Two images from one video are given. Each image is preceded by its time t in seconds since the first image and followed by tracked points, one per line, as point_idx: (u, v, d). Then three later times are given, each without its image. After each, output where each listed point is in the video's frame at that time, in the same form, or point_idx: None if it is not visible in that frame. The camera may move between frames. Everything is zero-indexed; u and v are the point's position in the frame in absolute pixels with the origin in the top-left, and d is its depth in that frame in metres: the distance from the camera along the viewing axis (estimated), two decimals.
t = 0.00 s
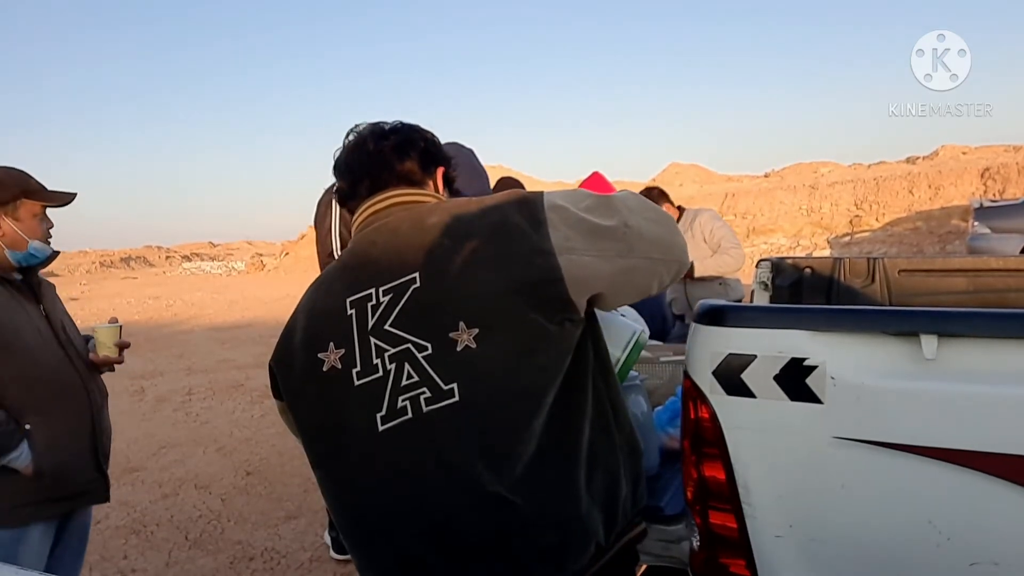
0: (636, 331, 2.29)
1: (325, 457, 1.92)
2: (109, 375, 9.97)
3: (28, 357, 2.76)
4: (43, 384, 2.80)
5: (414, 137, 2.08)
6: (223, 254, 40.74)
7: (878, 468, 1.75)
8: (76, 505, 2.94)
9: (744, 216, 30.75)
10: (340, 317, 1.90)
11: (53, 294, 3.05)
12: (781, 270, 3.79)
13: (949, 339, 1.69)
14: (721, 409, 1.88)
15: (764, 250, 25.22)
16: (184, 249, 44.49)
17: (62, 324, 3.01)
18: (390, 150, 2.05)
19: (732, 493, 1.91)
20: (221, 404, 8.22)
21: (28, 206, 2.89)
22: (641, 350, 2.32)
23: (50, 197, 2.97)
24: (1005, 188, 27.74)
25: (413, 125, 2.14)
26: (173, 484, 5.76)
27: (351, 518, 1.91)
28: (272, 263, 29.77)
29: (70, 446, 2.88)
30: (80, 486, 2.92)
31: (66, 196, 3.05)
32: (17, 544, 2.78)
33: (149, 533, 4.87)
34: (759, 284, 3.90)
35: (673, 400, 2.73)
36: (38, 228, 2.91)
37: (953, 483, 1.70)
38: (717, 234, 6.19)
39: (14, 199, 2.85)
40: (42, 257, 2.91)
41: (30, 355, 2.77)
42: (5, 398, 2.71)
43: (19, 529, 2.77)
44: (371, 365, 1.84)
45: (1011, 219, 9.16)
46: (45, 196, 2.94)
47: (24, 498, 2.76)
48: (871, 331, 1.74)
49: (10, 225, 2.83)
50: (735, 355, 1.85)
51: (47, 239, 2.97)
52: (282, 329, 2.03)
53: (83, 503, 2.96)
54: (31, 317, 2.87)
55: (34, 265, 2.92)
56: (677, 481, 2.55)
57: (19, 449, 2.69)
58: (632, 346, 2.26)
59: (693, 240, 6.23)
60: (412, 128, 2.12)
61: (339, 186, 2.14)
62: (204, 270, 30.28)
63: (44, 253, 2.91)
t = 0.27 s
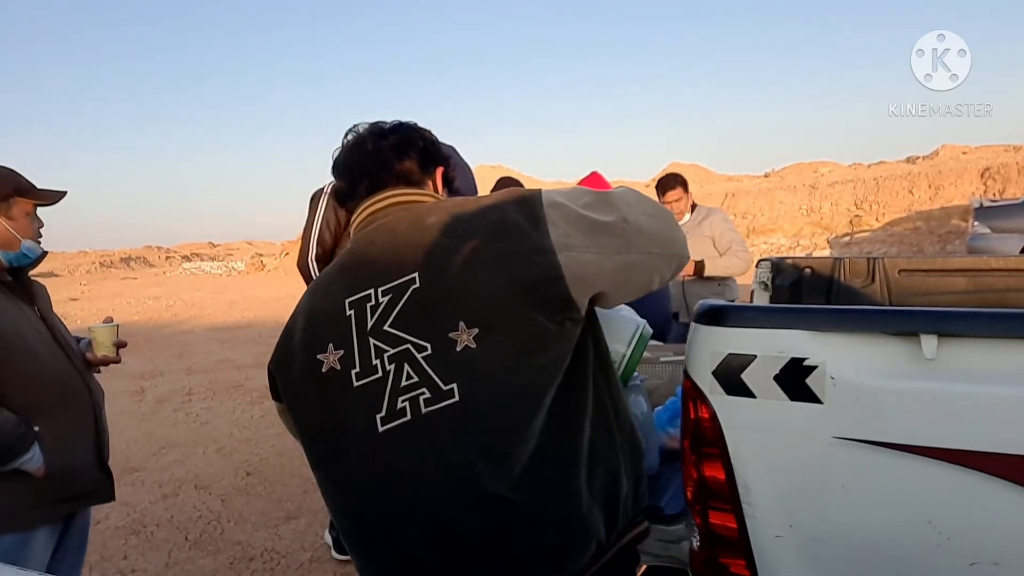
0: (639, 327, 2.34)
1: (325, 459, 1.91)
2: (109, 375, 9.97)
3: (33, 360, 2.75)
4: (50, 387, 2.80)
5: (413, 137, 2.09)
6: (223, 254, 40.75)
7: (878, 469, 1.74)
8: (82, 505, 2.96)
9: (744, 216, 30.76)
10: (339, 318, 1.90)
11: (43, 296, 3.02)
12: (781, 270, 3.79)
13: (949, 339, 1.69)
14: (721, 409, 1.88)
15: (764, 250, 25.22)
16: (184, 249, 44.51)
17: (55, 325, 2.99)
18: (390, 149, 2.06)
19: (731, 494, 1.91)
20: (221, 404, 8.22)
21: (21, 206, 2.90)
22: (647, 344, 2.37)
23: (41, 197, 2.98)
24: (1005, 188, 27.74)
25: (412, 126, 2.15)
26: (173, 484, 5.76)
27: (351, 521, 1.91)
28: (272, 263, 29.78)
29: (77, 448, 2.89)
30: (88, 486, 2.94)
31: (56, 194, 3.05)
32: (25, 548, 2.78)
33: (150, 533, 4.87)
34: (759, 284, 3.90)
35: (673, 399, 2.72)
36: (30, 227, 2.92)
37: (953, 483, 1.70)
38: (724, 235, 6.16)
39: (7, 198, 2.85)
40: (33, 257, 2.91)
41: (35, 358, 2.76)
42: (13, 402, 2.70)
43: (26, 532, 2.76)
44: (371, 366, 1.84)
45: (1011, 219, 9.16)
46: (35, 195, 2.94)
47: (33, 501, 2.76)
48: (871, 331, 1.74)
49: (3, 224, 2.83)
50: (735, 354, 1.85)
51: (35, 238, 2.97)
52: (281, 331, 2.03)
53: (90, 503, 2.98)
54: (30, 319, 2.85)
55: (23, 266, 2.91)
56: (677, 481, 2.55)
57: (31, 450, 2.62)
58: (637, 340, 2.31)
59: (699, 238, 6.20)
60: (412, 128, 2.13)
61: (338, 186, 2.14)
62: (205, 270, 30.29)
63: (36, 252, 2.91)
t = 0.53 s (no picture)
0: (640, 321, 2.38)
1: (324, 463, 1.91)
2: (109, 376, 9.97)
3: (30, 362, 2.76)
4: (48, 388, 2.80)
5: (411, 137, 2.10)
6: (223, 254, 40.76)
7: (878, 469, 1.74)
8: (81, 507, 2.96)
9: (744, 216, 30.76)
10: (338, 320, 1.90)
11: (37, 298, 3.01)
12: (781, 270, 3.79)
13: (949, 339, 1.69)
14: (721, 410, 1.88)
15: (764, 250, 25.22)
16: (184, 249, 44.51)
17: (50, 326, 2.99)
18: (387, 150, 2.06)
19: (731, 494, 1.91)
20: (221, 404, 8.22)
21: (16, 206, 2.90)
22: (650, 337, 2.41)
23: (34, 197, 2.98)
24: (1005, 188, 27.74)
25: (410, 126, 2.15)
26: (173, 485, 5.76)
27: (351, 523, 1.90)
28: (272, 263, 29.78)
29: (77, 449, 2.89)
30: (88, 487, 2.94)
31: (51, 195, 3.05)
32: (24, 551, 2.78)
33: (149, 533, 4.87)
34: (760, 284, 3.90)
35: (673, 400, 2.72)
36: (24, 227, 2.91)
37: (953, 484, 1.70)
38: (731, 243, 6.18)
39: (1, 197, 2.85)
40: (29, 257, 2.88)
41: (33, 360, 2.76)
42: (11, 405, 2.71)
43: (25, 535, 2.76)
44: (370, 368, 1.84)
45: (1011, 219, 9.16)
46: (29, 194, 2.94)
47: (34, 503, 2.76)
48: (871, 331, 1.74)
49: None
50: (734, 355, 1.85)
51: (29, 238, 2.95)
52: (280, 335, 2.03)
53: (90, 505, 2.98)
54: (27, 321, 2.85)
55: (19, 266, 2.88)
56: (677, 481, 2.54)
57: (33, 454, 2.62)
58: (638, 335, 2.35)
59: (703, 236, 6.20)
60: (410, 128, 2.13)
61: (336, 187, 2.14)
62: (205, 270, 30.30)
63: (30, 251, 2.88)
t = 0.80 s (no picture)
0: (642, 318, 2.39)
1: (324, 464, 1.91)
2: (109, 376, 9.97)
3: (28, 362, 2.76)
4: (45, 388, 2.81)
5: (409, 138, 2.10)
6: (223, 254, 40.74)
7: (878, 468, 1.74)
8: (79, 507, 2.97)
9: (744, 216, 30.75)
10: (337, 319, 1.90)
11: (34, 298, 3.01)
12: (781, 270, 3.80)
13: (949, 339, 1.69)
14: (721, 409, 1.88)
15: (764, 250, 25.22)
16: (184, 249, 44.50)
17: (48, 327, 2.99)
18: (385, 151, 2.06)
19: (732, 494, 1.91)
20: (221, 404, 8.22)
21: (14, 205, 2.90)
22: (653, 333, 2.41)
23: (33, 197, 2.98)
24: (1005, 188, 27.74)
25: (407, 127, 2.16)
26: (173, 484, 5.75)
27: (350, 524, 1.91)
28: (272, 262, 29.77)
29: (74, 450, 2.90)
30: (84, 488, 2.95)
31: (48, 194, 3.04)
32: (20, 551, 2.78)
33: (149, 533, 4.87)
34: (760, 284, 3.91)
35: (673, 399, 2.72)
36: (21, 227, 2.91)
37: (954, 483, 1.70)
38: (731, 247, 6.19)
39: None
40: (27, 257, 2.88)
41: (30, 360, 2.77)
42: (8, 405, 2.70)
43: (23, 536, 2.76)
44: (370, 367, 1.84)
45: (1011, 219, 9.15)
46: (26, 193, 2.94)
47: (33, 503, 2.76)
48: (871, 331, 1.74)
49: None
50: (735, 355, 1.85)
51: (25, 237, 2.96)
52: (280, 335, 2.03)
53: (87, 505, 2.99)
54: (24, 321, 2.86)
55: (16, 267, 2.88)
56: (677, 480, 2.53)
57: (29, 454, 2.61)
58: (640, 332, 2.35)
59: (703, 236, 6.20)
60: (407, 129, 2.14)
61: (335, 188, 2.15)
62: (204, 270, 30.29)
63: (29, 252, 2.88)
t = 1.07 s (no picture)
0: (642, 313, 2.39)
1: (325, 464, 1.91)
2: (109, 375, 9.96)
3: (27, 362, 2.76)
4: (44, 388, 2.81)
5: (409, 139, 2.11)
6: (223, 254, 40.74)
7: (878, 468, 1.74)
8: (78, 507, 2.97)
9: (744, 216, 30.74)
10: (337, 319, 1.90)
11: (34, 298, 3.01)
12: (781, 270, 3.80)
13: (949, 339, 1.69)
14: (721, 409, 1.88)
15: (764, 250, 25.23)
16: (184, 249, 44.49)
17: (48, 327, 2.99)
18: (384, 152, 2.07)
19: (731, 494, 1.91)
20: (221, 404, 8.22)
21: (11, 205, 2.90)
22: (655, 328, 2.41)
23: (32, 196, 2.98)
24: (1005, 188, 27.73)
25: (406, 128, 2.16)
26: (173, 484, 5.75)
27: (351, 525, 1.91)
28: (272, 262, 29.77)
29: (72, 449, 2.90)
30: (83, 487, 2.95)
31: (45, 194, 3.04)
32: (18, 550, 2.78)
33: (149, 533, 4.87)
34: (759, 284, 3.91)
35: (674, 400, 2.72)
36: (19, 226, 2.91)
37: (953, 483, 1.70)
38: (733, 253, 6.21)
39: None
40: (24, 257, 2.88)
41: (29, 360, 2.77)
42: (7, 405, 2.71)
43: (21, 535, 2.77)
44: (370, 367, 1.84)
45: (1011, 219, 9.14)
46: (23, 193, 2.94)
47: (31, 503, 2.77)
48: (871, 331, 1.74)
49: None
50: (735, 355, 1.85)
51: (24, 238, 2.95)
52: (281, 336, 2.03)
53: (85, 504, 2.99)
54: (23, 320, 2.86)
55: (15, 266, 2.88)
56: (677, 481, 2.54)
57: (26, 453, 2.62)
58: (643, 328, 2.36)
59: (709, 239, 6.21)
60: (406, 130, 2.14)
61: (334, 189, 2.15)
62: (204, 270, 30.29)
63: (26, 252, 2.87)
